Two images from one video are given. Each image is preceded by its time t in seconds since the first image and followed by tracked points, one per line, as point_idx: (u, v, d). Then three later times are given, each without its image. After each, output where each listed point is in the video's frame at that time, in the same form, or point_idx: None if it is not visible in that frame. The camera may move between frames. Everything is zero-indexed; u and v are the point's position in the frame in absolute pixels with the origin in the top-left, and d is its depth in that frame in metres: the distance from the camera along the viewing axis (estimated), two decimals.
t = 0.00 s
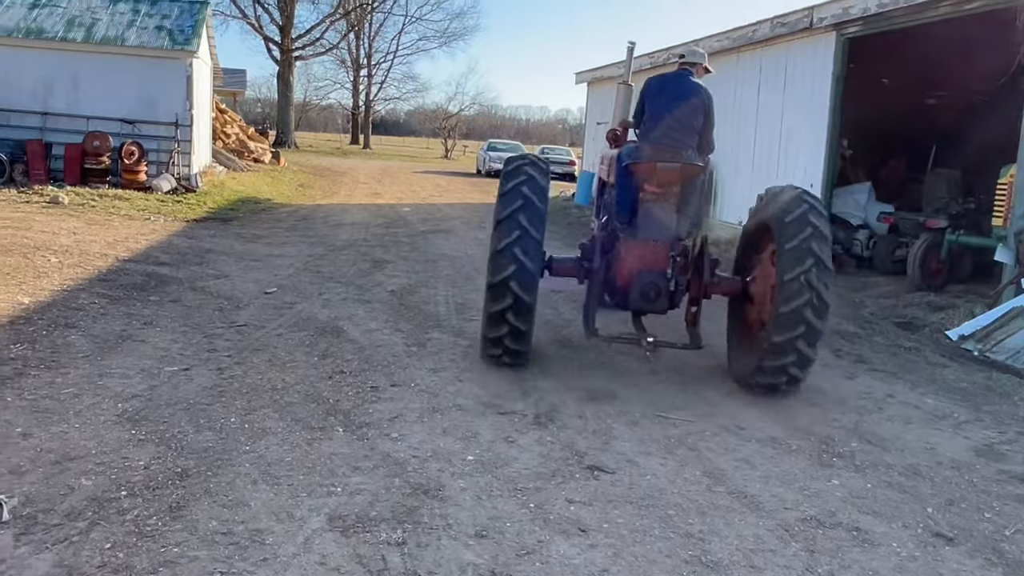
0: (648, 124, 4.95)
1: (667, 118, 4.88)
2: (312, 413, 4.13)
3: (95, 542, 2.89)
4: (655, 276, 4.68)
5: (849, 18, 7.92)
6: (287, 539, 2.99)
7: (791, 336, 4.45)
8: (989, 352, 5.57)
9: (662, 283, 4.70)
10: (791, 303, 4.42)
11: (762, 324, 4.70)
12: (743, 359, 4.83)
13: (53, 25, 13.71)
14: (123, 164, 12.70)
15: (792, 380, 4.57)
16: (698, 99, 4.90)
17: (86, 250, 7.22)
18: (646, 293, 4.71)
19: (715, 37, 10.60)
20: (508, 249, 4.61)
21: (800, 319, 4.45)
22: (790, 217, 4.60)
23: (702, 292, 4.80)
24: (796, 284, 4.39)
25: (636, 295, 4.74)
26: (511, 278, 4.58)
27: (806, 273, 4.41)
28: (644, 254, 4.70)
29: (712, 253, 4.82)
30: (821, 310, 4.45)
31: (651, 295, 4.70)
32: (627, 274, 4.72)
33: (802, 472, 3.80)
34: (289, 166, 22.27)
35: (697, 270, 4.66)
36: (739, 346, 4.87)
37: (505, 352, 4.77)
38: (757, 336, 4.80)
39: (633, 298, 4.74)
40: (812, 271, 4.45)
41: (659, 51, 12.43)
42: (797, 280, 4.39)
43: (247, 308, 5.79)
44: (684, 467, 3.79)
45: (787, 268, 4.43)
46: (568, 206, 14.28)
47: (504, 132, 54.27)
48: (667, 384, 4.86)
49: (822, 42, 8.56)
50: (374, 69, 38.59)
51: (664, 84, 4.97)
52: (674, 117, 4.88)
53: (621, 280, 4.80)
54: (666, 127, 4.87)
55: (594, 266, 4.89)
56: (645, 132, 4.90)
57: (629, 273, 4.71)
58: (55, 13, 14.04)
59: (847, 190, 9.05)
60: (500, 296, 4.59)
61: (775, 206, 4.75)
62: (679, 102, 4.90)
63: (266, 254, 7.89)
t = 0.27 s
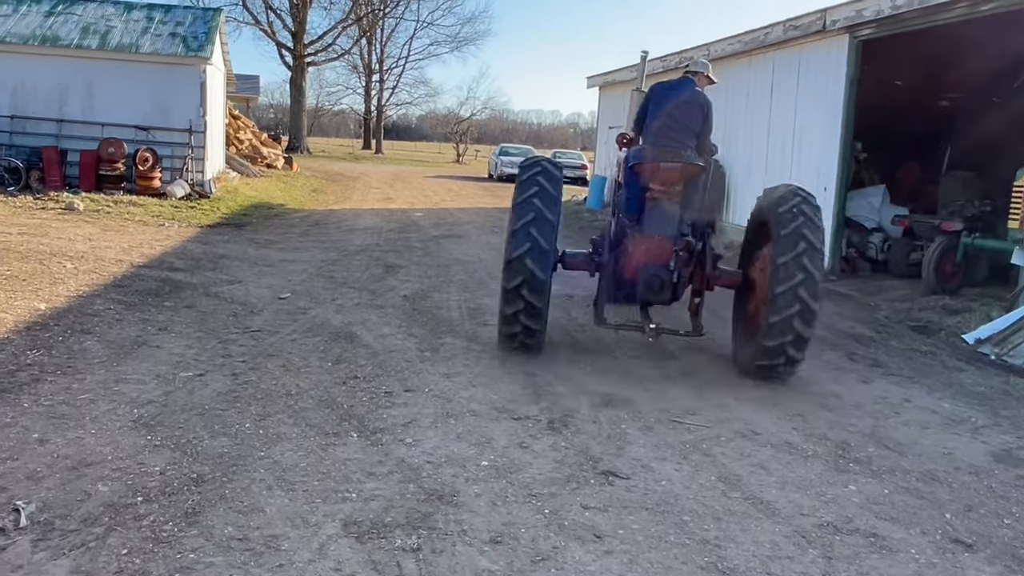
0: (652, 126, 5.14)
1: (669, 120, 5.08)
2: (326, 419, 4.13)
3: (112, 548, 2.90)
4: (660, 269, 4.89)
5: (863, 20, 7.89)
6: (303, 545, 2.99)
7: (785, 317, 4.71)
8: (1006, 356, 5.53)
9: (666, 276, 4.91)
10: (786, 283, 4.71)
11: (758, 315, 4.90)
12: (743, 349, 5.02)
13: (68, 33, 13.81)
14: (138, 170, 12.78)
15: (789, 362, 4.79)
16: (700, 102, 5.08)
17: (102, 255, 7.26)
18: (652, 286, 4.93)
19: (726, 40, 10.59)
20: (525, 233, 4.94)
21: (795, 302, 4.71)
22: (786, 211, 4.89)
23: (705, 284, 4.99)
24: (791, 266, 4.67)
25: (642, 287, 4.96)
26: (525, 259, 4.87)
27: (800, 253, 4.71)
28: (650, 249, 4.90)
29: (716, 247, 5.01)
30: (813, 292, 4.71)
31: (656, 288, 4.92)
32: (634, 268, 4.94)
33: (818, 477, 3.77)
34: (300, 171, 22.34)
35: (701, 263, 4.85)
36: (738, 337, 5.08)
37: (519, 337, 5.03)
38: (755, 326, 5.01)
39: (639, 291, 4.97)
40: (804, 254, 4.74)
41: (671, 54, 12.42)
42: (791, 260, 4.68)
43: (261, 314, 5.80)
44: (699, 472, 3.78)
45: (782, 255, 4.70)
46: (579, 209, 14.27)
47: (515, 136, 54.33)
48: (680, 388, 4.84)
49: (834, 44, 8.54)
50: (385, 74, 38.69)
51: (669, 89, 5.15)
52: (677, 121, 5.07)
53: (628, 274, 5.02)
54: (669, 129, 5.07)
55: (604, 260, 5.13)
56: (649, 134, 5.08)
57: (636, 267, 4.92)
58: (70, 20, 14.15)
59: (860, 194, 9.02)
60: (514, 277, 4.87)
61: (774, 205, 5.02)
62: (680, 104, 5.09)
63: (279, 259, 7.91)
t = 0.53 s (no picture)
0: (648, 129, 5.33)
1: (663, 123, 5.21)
2: (332, 423, 4.13)
3: (119, 554, 2.89)
4: (660, 264, 5.20)
5: (868, 22, 7.88)
6: (309, 550, 2.98)
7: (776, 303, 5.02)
8: (1014, 358, 5.52)
9: (666, 270, 5.22)
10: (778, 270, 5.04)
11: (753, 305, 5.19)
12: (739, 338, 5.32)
13: (74, 38, 13.84)
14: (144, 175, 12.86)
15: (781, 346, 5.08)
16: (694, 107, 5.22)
17: (108, 260, 7.27)
18: (653, 280, 5.24)
19: (731, 43, 10.59)
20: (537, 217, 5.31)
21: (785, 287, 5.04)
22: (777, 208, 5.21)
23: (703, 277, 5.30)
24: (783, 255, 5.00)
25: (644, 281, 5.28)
26: (535, 240, 5.22)
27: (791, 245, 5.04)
28: (651, 245, 5.21)
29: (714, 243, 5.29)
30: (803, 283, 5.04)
31: (656, 282, 5.23)
32: (636, 263, 5.25)
33: (826, 481, 3.75)
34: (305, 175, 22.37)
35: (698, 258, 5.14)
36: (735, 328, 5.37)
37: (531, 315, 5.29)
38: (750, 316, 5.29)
39: (641, 284, 5.28)
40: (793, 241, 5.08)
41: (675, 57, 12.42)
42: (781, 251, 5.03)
43: (267, 318, 5.80)
44: (707, 476, 3.76)
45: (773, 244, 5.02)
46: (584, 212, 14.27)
47: (519, 140, 54.36)
48: (686, 391, 4.83)
49: (839, 47, 8.52)
50: (389, 78, 38.73)
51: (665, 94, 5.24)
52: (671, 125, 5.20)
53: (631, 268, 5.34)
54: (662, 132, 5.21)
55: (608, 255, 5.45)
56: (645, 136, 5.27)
57: (637, 262, 5.23)
58: (76, 26, 14.19)
59: (865, 196, 8.95)
60: (525, 256, 5.19)
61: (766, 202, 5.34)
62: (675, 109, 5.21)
63: (284, 264, 7.91)
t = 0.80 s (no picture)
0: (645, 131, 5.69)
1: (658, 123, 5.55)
2: (333, 425, 4.11)
3: (119, 557, 2.88)
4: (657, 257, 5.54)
5: (867, 22, 7.88)
6: (310, 553, 2.97)
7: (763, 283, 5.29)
8: (1014, 358, 5.52)
9: (662, 263, 5.56)
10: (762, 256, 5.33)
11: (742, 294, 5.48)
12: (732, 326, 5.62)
13: (73, 41, 13.84)
14: (143, 177, 12.84)
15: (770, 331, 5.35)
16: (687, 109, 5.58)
17: (107, 263, 7.26)
18: (650, 271, 5.59)
19: (730, 43, 10.59)
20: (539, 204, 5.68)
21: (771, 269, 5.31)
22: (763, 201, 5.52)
23: (698, 269, 5.60)
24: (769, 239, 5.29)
25: (642, 273, 5.62)
26: (541, 224, 5.59)
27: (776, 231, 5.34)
28: (649, 240, 5.55)
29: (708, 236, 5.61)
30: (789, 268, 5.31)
31: (653, 274, 5.58)
32: (635, 255, 5.60)
33: (828, 481, 3.74)
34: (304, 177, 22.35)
35: (693, 251, 5.46)
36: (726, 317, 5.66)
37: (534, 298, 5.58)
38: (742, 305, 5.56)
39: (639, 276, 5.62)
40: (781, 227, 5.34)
41: (674, 58, 12.43)
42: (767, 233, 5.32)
43: (267, 320, 5.79)
44: (708, 477, 3.75)
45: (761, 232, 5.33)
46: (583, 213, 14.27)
47: (518, 141, 54.37)
48: (687, 391, 4.83)
49: (839, 47, 8.52)
50: (388, 79, 38.72)
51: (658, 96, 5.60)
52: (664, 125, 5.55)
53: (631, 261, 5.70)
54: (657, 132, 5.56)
55: (609, 249, 5.80)
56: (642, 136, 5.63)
57: (636, 255, 5.58)
58: (75, 28, 14.18)
59: (866, 195, 8.96)
60: (530, 239, 5.56)
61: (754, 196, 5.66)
62: (670, 111, 5.57)
63: (284, 266, 7.90)
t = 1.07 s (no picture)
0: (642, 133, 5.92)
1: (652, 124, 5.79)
2: (331, 427, 4.10)
3: (117, 560, 2.87)
4: (653, 250, 5.68)
5: (864, 22, 7.88)
6: (309, 555, 2.96)
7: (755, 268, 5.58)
8: (1013, 357, 5.52)
9: (659, 256, 5.69)
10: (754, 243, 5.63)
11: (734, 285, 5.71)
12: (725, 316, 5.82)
13: (70, 43, 13.82)
14: (140, 179, 12.82)
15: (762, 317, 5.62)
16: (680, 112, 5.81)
17: (105, 265, 7.24)
18: (647, 265, 5.70)
19: (728, 43, 10.60)
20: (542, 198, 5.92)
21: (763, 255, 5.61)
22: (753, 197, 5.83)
23: (692, 262, 5.72)
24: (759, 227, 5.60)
25: (639, 267, 5.74)
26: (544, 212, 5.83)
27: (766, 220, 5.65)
28: (646, 234, 5.69)
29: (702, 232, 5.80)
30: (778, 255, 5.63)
31: (649, 267, 5.70)
32: (632, 249, 5.73)
33: (828, 481, 3.73)
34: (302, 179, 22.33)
35: (689, 244, 5.62)
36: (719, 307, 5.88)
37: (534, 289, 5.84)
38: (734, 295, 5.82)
39: (637, 269, 5.74)
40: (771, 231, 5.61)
41: (672, 59, 12.44)
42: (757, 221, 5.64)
43: (265, 321, 5.78)
44: (708, 477, 3.75)
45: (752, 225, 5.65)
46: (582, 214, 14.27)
47: (516, 142, 54.37)
48: (687, 392, 4.82)
49: (836, 47, 8.54)
50: (386, 81, 38.70)
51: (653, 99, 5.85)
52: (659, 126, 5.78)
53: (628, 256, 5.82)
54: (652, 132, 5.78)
55: (606, 244, 5.95)
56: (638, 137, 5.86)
57: (633, 248, 5.71)
58: (72, 30, 14.17)
59: (864, 195, 8.94)
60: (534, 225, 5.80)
61: (744, 194, 5.97)
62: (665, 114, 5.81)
63: (282, 267, 7.89)
